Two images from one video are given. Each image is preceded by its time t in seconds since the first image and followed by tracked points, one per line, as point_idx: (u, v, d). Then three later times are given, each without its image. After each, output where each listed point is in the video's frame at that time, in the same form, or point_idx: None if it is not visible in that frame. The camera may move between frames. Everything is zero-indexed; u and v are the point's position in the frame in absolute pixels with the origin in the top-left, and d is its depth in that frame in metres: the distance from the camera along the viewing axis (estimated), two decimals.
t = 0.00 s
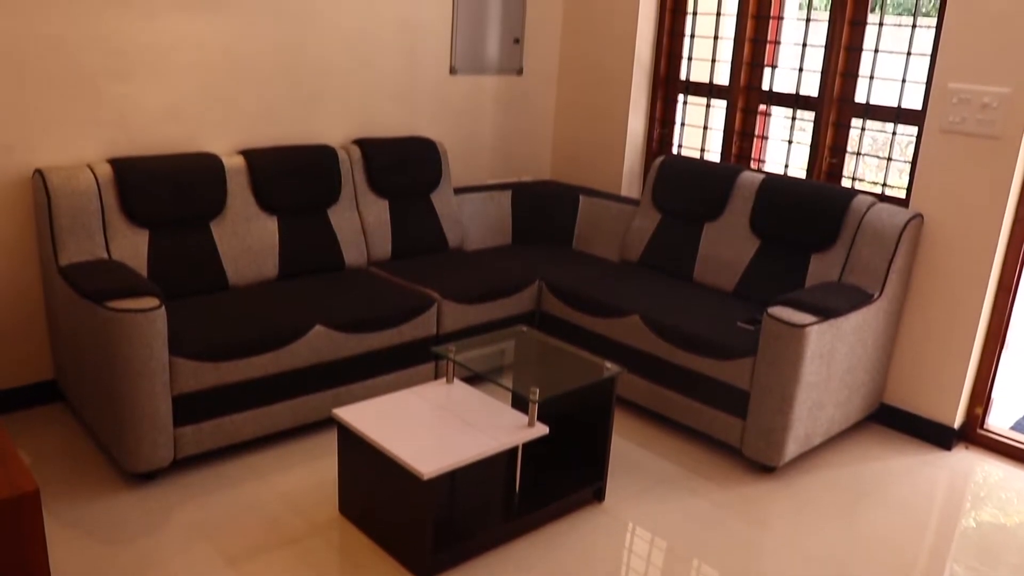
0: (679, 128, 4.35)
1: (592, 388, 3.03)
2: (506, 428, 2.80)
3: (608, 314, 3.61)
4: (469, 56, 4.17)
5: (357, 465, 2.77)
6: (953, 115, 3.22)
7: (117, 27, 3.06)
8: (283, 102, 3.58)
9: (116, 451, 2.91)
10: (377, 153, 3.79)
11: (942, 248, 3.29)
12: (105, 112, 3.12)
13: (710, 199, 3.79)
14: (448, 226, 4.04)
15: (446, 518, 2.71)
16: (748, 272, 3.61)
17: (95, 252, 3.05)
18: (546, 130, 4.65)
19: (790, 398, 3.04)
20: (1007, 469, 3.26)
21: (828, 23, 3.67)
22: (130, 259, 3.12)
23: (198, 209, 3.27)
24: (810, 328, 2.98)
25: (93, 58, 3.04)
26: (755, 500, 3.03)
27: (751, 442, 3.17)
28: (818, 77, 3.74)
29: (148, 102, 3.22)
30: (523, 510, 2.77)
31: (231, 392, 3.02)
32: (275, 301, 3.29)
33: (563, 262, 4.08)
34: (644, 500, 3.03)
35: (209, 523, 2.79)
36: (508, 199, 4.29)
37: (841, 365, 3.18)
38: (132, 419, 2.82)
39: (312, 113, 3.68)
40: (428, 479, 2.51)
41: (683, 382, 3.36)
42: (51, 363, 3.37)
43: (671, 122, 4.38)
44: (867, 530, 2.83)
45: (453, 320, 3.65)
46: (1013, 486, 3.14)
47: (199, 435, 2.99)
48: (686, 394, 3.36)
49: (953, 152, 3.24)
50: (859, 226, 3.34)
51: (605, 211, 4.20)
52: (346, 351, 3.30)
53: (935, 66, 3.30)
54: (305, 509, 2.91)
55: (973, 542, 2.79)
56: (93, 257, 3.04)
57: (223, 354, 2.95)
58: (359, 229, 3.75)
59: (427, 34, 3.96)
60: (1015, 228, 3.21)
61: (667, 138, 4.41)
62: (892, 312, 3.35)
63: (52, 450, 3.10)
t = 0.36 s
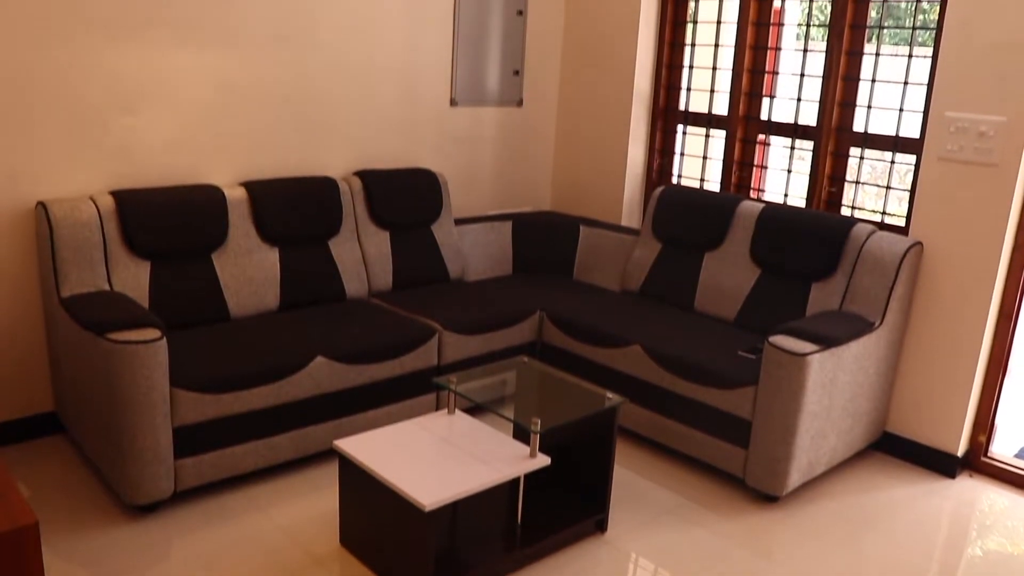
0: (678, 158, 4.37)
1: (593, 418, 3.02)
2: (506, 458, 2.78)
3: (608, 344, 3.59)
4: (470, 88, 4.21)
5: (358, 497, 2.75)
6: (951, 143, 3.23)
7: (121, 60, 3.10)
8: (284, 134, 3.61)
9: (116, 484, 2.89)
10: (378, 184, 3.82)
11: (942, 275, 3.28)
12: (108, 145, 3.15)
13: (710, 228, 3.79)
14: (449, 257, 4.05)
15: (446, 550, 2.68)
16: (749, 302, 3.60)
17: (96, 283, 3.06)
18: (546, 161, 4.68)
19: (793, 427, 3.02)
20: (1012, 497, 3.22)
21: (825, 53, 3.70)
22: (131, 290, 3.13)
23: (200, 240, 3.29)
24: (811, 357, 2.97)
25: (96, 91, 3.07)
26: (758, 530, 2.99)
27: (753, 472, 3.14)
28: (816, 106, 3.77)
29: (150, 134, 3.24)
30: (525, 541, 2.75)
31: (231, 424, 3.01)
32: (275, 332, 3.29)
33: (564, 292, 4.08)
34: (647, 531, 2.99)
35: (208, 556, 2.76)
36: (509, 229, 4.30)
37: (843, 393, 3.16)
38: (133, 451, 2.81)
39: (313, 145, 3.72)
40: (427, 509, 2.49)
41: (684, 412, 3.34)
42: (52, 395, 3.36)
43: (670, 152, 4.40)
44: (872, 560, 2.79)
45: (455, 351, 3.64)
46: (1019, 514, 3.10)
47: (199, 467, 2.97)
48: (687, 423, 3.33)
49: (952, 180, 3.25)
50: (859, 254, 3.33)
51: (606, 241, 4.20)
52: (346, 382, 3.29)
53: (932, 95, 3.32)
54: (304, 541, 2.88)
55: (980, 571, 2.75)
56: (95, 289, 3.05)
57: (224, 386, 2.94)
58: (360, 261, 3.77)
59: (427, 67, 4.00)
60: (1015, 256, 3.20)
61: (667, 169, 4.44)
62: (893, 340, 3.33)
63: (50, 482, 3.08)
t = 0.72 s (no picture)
0: (678, 186, 4.38)
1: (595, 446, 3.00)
2: (507, 487, 2.76)
3: (608, 371, 3.58)
4: (470, 117, 4.24)
5: (358, 526, 2.73)
6: (949, 169, 3.24)
7: (124, 92, 3.14)
8: (286, 163, 3.64)
9: (116, 513, 2.88)
10: (379, 214, 3.84)
11: (943, 301, 3.27)
12: (111, 174, 3.18)
13: (710, 256, 3.78)
14: (450, 285, 4.05)
15: None
16: (750, 329, 3.59)
17: (97, 312, 3.07)
18: (546, 189, 4.70)
19: (795, 454, 2.99)
20: (1018, 524, 3.18)
21: (823, 81, 3.72)
22: (132, 318, 3.14)
23: (201, 269, 3.30)
24: (812, 383, 2.95)
25: (99, 122, 3.11)
26: (762, 558, 2.95)
27: (756, 499, 3.11)
28: (815, 133, 3.78)
29: (153, 164, 3.27)
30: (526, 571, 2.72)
31: (233, 453, 3.00)
32: (274, 361, 3.29)
33: (565, 319, 4.07)
34: (649, 560, 2.96)
35: None
36: (510, 257, 4.31)
37: (845, 420, 3.14)
38: (133, 481, 2.80)
39: (314, 174, 3.74)
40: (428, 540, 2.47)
41: (685, 439, 3.31)
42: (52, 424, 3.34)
43: (670, 179, 4.42)
44: None
45: (455, 379, 3.63)
46: None
47: (199, 497, 2.96)
48: (689, 451, 3.31)
49: (951, 206, 3.25)
50: (860, 280, 3.33)
51: (606, 270, 4.20)
52: (346, 412, 3.27)
53: (930, 121, 3.34)
54: (303, 571, 2.86)
55: None
56: (96, 318, 3.06)
57: (225, 415, 2.94)
58: (361, 289, 3.77)
59: (428, 97, 4.04)
60: (1015, 281, 3.19)
61: (667, 196, 4.45)
62: (894, 366, 3.32)
63: (49, 512, 3.06)
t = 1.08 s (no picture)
0: (679, 213, 4.40)
1: (596, 475, 2.98)
2: (510, 516, 2.74)
3: (608, 398, 3.56)
4: (471, 145, 4.27)
5: (359, 556, 2.71)
6: (948, 195, 3.24)
7: (128, 122, 3.18)
8: (287, 192, 3.67)
9: (116, 543, 2.86)
10: (380, 242, 3.85)
11: (945, 326, 3.26)
12: (113, 204, 3.20)
13: (711, 283, 3.78)
14: (450, 313, 4.05)
15: None
16: (751, 355, 3.57)
17: (98, 341, 3.08)
18: (546, 217, 4.72)
19: (798, 481, 2.97)
20: None
21: (821, 108, 3.74)
22: (133, 347, 3.14)
23: (203, 298, 3.30)
24: (815, 410, 2.93)
25: (102, 152, 3.14)
26: None
27: (760, 527, 3.07)
28: (814, 160, 3.80)
29: (155, 193, 3.30)
30: None
31: (234, 483, 2.99)
32: (274, 389, 3.29)
33: (566, 347, 4.06)
34: None
35: None
36: (511, 285, 4.32)
37: (847, 446, 3.11)
38: (133, 511, 2.79)
39: (315, 203, 3.77)
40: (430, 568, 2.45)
41: (687, 467, 3.28)
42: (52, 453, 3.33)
43: (670, 207, 4.43)
44: None
45: (457, 408, 3.62)
46: None
47: (200, 527, 2.94)
48: (691, 478, 3.28)
49: (951, 231, 3.25)
50: (860, 306, 3.32)
51: (606, 297, 4.20)
52: (347, 441, 3.26)
53: (928, 148, 3.35)
54: None
55: None
56: (97, 347, 3.06)
57: (226, 444, 2.92)
58: (363, 317, 3.78)
59: (429, 126, 4.08)
60: (1016, 305, 3.19)
61: (667, 223, 4.46)
62: (896, 391, 3.30)
63: (47, 543, 3.03)
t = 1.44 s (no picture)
0: (679, 235, 4.40)
1: (597, 498, 2.97)
2: (512, 540, 2.72)
3: (609, 422, 3.54)
4: (471, 170, 4.30)
5: None
6: (947, 217, 3.25)
7: (129, 147, 3.20)
8: (288, 217, 3.69)
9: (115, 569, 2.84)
10: (381, 266, 3.86)
11: (948, 347, 3.25)
12: (115, 228, 3.22)
13: (712, 306, 3.77)
14: (451, 338, 4.05)
15: None
16: (753, 378, 3.56)
17: (99, 365, 3.08)
18: (547, 241, 4.73)
19: (801, 504, 2.94)
20: None
21: (820, 131, 3.76)
22: (134, 372, 3.15)
23: (204, 322, 3.31)
24: (817, 433, 2.92)
25: (104, 177, 3.17)
26: None
27: (763, 551, 3.04)
28: (813, 183, 3.82)
29: (157, 218, 3.32)
30: None
31: (234, 508, 2.97)
32: (274, 414, 3.28)
33: (567, 370, 4.05)
34: None
35: None
36: (512, 309, 4.32)
37: (850, 468, 3.09)
38: (133, 536, 2.77)
39: (316, 227, 3.78)
40: None
41: (688, 490, 3.26)
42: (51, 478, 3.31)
43: (671, 230, 4.44)
44: None
45: (458, 433, 3.60)
46: None
47: (199, 552, 2.92)
48: (692, 502, 3.25)
49: (950, 253, 3.25)
50: (861, 328, 3.31)
51: (607, 320, 4.19)
52: (348, 466, 3.24)
53: (926, 170, 3.36)
54: None
55: None
56: (99, 371, 3.07)
57: (226, 469, 2.91)
58: (363, 342, 3.78)
59: (429, 150, 4.11)
60: (1018, 326, 3.19)
61: (668, 246, 4.47)
62: (898, 413, 3.28)
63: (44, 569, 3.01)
